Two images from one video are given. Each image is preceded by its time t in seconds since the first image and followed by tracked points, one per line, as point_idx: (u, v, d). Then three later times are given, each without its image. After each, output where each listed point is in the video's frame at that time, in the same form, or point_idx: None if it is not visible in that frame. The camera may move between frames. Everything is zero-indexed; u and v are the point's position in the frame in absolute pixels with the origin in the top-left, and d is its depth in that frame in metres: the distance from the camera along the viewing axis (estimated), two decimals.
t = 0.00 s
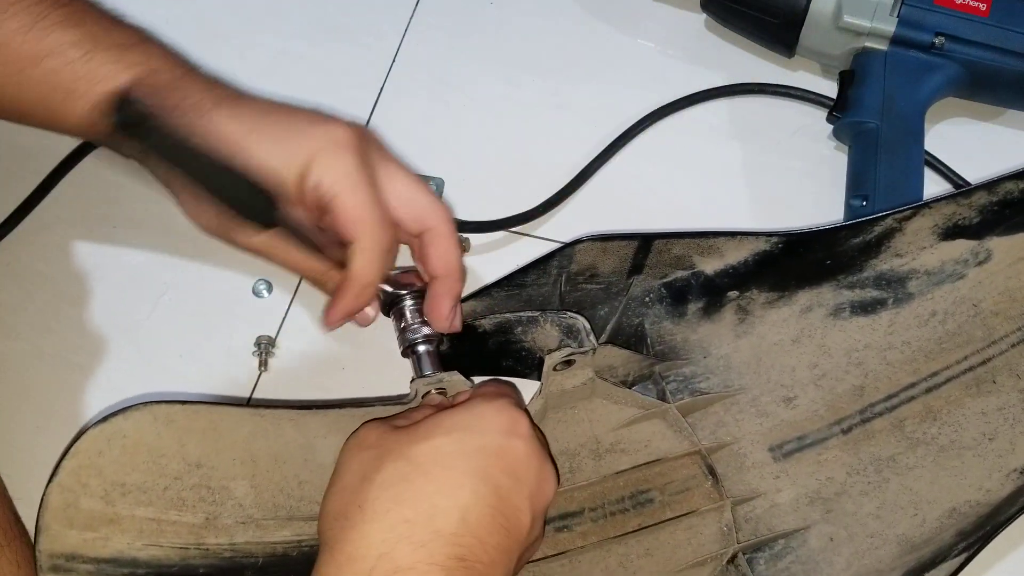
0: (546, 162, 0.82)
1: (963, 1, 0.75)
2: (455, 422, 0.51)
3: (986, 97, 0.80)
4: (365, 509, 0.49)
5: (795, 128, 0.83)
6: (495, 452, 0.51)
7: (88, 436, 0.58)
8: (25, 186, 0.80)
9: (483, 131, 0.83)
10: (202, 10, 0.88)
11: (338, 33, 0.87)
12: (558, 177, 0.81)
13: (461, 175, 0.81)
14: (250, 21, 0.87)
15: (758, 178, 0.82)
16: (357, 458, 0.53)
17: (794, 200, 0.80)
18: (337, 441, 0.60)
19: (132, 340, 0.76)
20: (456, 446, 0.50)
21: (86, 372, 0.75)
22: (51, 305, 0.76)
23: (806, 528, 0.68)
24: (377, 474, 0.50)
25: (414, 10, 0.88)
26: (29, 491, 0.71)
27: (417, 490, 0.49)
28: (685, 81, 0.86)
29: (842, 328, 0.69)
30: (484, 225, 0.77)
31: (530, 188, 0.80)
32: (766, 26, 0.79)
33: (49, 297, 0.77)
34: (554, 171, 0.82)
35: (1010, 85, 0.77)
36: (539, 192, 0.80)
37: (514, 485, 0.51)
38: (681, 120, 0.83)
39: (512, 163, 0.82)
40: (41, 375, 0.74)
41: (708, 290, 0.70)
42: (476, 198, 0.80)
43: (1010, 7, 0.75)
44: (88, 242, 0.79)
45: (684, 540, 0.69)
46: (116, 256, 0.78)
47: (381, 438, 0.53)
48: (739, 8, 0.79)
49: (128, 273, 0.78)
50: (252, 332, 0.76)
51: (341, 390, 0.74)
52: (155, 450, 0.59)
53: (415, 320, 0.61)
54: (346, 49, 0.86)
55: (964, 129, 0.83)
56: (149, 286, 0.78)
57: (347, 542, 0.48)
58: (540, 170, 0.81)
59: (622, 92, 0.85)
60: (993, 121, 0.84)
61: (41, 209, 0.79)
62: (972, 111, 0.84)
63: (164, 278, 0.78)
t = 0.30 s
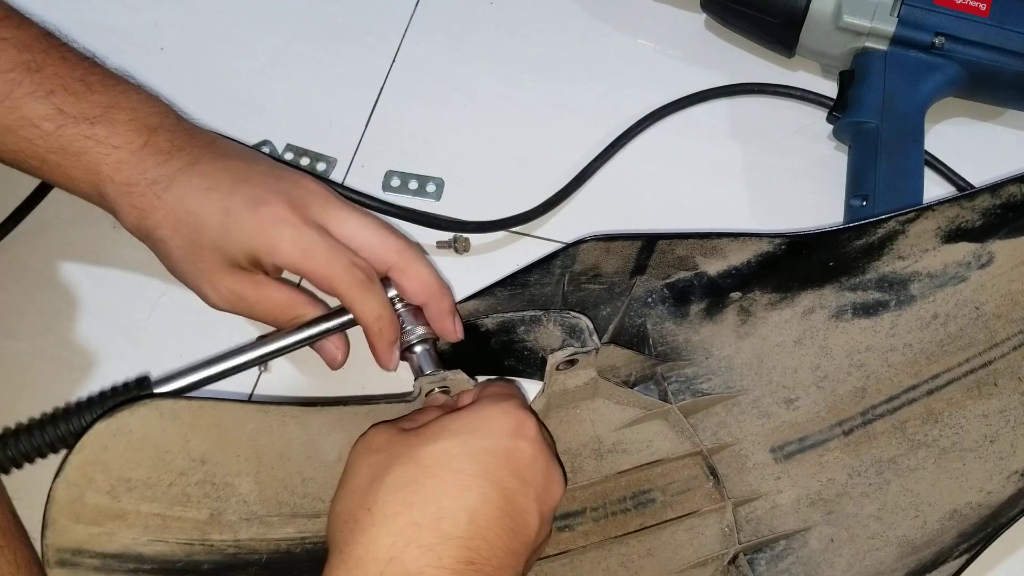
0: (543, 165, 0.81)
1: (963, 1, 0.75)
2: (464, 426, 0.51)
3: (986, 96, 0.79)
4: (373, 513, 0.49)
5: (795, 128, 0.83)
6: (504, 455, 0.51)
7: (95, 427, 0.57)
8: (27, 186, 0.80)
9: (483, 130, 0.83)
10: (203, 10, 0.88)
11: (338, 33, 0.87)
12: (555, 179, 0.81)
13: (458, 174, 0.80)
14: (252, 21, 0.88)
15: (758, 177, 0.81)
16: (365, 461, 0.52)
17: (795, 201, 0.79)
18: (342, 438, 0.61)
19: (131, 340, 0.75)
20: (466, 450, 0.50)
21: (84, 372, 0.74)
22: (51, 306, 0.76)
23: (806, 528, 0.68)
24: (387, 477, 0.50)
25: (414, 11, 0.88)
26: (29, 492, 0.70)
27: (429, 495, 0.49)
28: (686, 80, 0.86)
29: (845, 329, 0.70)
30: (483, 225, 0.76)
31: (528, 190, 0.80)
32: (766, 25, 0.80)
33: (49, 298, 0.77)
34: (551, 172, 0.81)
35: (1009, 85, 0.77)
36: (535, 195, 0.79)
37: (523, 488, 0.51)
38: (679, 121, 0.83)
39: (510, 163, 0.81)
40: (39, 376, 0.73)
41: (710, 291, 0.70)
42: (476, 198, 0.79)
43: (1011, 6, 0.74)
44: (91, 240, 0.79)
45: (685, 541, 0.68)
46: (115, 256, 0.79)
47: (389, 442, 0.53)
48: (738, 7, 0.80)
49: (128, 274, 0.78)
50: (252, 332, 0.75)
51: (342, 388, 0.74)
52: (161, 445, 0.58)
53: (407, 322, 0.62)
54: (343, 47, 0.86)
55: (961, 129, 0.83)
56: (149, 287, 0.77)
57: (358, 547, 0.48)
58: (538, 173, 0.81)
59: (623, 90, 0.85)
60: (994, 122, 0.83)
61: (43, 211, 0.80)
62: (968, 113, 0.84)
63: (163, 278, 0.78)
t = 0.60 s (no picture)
0: (543, 165, 0.82)
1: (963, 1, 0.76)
2: (513, 435, 0.52)
3: (986, 96, 0.81)
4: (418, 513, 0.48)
5: (796, 128, 0.84)
6: (544, 464, 0.52)
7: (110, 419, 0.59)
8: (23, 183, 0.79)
9: (483, 128, 0.83)
10: (202, 6, 0.88)
11: (338, 32, 0.87)
12: (555, 179, 0.81)
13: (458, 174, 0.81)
14: (251, 19, 0.88)
15: (759, 177, 0.82)
16: (404, 458, 0.52)
17: (796, 202, 0.80)
18: (349, 434, 0.60)
19: (131, 339, 0.74)
20: (510, 457, 0.51)
21: (85, 372, 0.73)
22: (50, 305, 0.75)
23: (803, 530, 0.68)
24: (430, 477, 0.50)
25: (414, 9, 0.88)
26: (32, 494, 0.69)
27: (475, 498, 0.49)
28: (685, 81, 0.87)
29: (840, 335, 0.70)
30: (484, 225, 0.76)
31: (527, 189, 0.80)
32: (765, 25, 0.81)
33: (48, 297, 0.75)
34: (551, 172, 0.81)
35: (1009, 85, 0.78)
36: (535, 196, 0.80)
37: (558, 500, 0.52)
38: (680, 122, 0.84)
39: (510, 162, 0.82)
40: (39, 377, 0.72)
41: (710, 295, 0.71)
42: (476, 197, 0.80)
43: (1010, 7, 0.76)
44: (91, 238, 0.78)
45: (685, 541, 0.68)
46: (114, 253, 0.78)
47: (429, 438, 0.53)
48: (738, 7, 0.81)
49: (127, 272, 0.77)
50: (253, 331, 0.75)
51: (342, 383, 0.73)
52: (176, 436, 0.59)
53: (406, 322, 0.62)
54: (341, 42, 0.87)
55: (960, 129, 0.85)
56: (149, 285, 0.77)
57: (400, 546, 0.47)
58: (538, 173, 0.81)
59: (624, 90, 0.86)
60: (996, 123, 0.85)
61: (43, 208, 0.79)
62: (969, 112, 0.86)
63: (163, 276, 0.77)
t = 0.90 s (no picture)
0: (543, 166, 0.84)
1: (963, 2, 0.79)
2: (519, 431, 0.52)
3: (986, 96, 0.83)
4: (421, 510, 0.49)
5: (795, 128, 0.86)
6: (546, 457, 0.52)
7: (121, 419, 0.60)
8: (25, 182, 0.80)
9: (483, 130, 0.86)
10: (208, 14, 0.90)
11: (339, 36, 0.90)
12: (554, 179, 0.83)
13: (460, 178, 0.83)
14: (252, 21, 0.90)
15: (758, 176, 0.84)
16: (405, 455, 0.52)
17: (793, 201, 0.83)
18: (350, 437, 0.60)
19: (132, 342, 0.75)
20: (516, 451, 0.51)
21: (87, 374, 0.74)
22: (51, 306, 0.75)
23: (794, 531, 0.67)
24: (433, 475, 0.50)
25: (413, 11, 0.91)
26: (36, 492, 0.70)
27: (483, 495, 0.49)
28: (683, 81, 0.89)
29: (828, 338, 0.70)
30: (484, 225, 0.79)
31: (527, 190, 0.83)
32: (767, 27, 0.83)
33: (49, 298, 0.76)
34: (551, 172, 0.84)
35: (1009, 84, 0.80)
36: (535, 196, 0.83)
37: (564, 493, 0.52)
38: (681, 122, 0.86)
39: (510, 163, 0.84)
40: (42, 379, 0.73)
41: (701, 299, 0.71)
42: (478, 198, 0.82)
43: (1010, 7, 0.78)
44: (90, 238, 0.78)
45: (678, 543, 0.66)
46: (114, 256, 0.78)
47: (431, 437, 0.52)
48: (738, 7, 0.83)
49: (127, 274, 0.77)
50: (252, 333, 0.76)
51: (342, 384, 0.74)
52: (181, 437, 0.60)
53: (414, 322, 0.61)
54: (342, 48, 0.89)
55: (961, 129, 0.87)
56: (150, 288, 0.77)
57: (406, 545, 0.48)
58: (538, 173, 0.84)
59: (623, 92, 0.88)
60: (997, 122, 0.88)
61: (41, 209, 0.78)
62: (969, 112, 0.88)
63: (164, 278, 0.77)
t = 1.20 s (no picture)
0: (546, 165, 0.85)
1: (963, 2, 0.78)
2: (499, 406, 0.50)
3: (985, 97, 0.83)
4: (397, 485, 0.46)
5: (795, 128, 0.87)
6: (532, 425, 0.50)
7: (134, 411, 0.60)
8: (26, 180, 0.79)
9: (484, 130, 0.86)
10: (208, 11, 0.89)
11: (341, 35, 0.90)
12: (554, 180, 0.84)
13: (461, 178, 0.84)
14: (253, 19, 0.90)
15: (759, 176, 0.85)
16: (392, 442, 0.51)
17: (793, 201, 0.84)
18: (353, 435, 0.61)
19: (132, 340, 0.74)
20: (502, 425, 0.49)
21: (87, 373, 0.73)
22: (49, 304, 0.75)
23: (791, 537, 0.66)
24: (410, 453, 0.48)
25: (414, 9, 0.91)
26: (33, 492, 0.69)
27: (461, 463, 0.46)
28: (682, 83, 0.89)
29: (825, 346, 0.70)
30: (484, 227, 0.78)
31: (528, 190, 0.83)
32: (767, 26, 0.84)
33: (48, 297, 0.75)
34: (551, 172, 0.85)
35: (1008, 85, 0.81)
36: (536, 197, 0.83)
37: (557, 455, 0.50)
38: (682, 122, 0.87)
39: (511, 162, 0.85)
40: (42, 379, 0.73)
41: (701, 305, 0.70)
42: (480, 199, 0.83)
43: (1009, 7, 0.78)
44: (91, 238, 0.78)
45: (676, 548, 0.65)
46: (113, 254, 0.77)
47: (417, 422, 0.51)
48: (738, 7, 0.84)
49: (127, 271, 0.77)
50: (252, 332, 0.75)
51: (342, 383, 0.74)
52: (191, 433, 0.60)
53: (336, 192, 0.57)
54: (343, 48, 0.89)
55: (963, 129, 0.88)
56: (150, 286, 0.77)
57: (380, 527, 0.44)
58: (538, 173, 0.84)
59: (623, 94, 0.89)
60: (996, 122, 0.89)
61: (40, 209, 0.78)
62: (970, 112, 0.89)
63: (164, 277, 0.77)
